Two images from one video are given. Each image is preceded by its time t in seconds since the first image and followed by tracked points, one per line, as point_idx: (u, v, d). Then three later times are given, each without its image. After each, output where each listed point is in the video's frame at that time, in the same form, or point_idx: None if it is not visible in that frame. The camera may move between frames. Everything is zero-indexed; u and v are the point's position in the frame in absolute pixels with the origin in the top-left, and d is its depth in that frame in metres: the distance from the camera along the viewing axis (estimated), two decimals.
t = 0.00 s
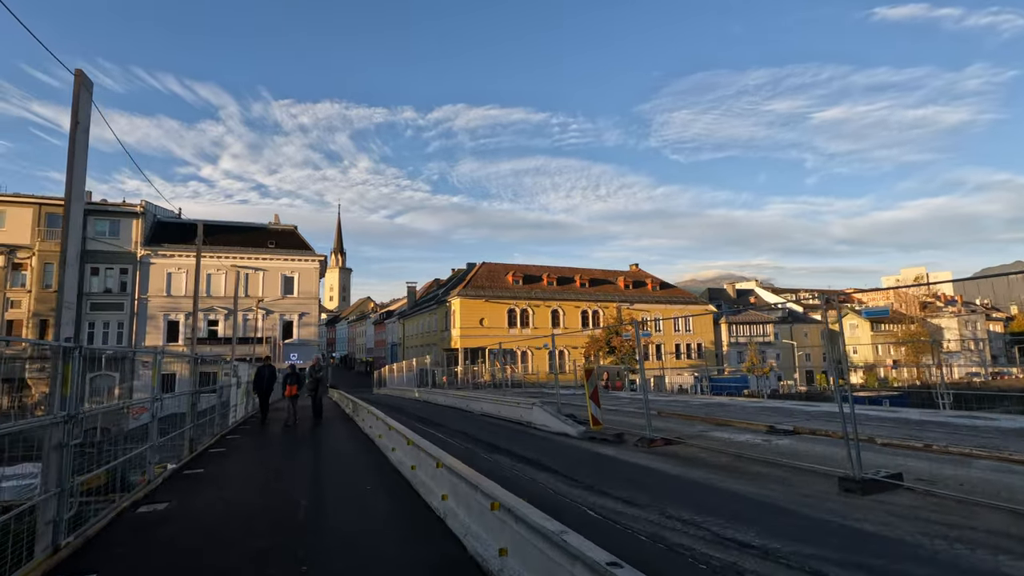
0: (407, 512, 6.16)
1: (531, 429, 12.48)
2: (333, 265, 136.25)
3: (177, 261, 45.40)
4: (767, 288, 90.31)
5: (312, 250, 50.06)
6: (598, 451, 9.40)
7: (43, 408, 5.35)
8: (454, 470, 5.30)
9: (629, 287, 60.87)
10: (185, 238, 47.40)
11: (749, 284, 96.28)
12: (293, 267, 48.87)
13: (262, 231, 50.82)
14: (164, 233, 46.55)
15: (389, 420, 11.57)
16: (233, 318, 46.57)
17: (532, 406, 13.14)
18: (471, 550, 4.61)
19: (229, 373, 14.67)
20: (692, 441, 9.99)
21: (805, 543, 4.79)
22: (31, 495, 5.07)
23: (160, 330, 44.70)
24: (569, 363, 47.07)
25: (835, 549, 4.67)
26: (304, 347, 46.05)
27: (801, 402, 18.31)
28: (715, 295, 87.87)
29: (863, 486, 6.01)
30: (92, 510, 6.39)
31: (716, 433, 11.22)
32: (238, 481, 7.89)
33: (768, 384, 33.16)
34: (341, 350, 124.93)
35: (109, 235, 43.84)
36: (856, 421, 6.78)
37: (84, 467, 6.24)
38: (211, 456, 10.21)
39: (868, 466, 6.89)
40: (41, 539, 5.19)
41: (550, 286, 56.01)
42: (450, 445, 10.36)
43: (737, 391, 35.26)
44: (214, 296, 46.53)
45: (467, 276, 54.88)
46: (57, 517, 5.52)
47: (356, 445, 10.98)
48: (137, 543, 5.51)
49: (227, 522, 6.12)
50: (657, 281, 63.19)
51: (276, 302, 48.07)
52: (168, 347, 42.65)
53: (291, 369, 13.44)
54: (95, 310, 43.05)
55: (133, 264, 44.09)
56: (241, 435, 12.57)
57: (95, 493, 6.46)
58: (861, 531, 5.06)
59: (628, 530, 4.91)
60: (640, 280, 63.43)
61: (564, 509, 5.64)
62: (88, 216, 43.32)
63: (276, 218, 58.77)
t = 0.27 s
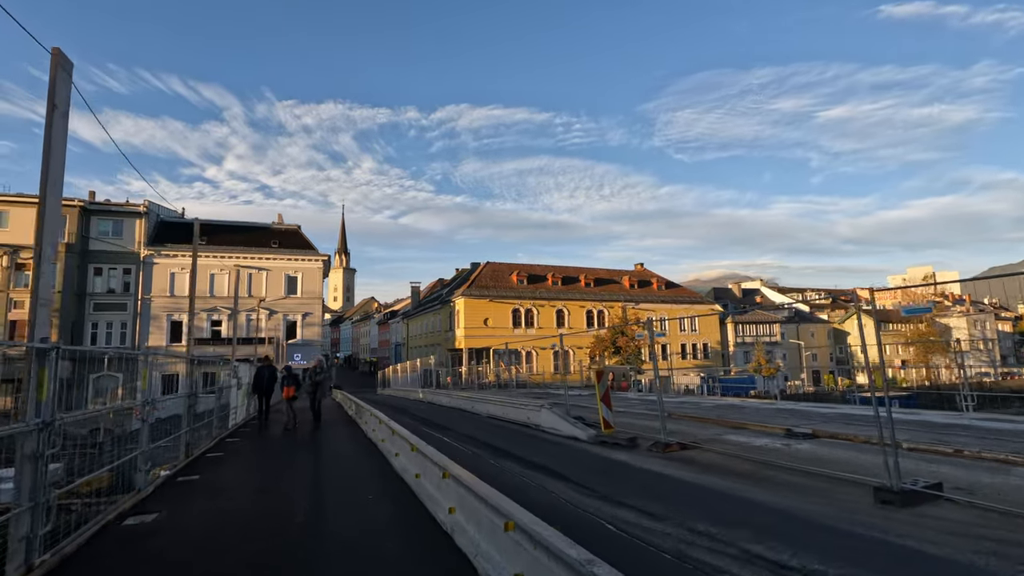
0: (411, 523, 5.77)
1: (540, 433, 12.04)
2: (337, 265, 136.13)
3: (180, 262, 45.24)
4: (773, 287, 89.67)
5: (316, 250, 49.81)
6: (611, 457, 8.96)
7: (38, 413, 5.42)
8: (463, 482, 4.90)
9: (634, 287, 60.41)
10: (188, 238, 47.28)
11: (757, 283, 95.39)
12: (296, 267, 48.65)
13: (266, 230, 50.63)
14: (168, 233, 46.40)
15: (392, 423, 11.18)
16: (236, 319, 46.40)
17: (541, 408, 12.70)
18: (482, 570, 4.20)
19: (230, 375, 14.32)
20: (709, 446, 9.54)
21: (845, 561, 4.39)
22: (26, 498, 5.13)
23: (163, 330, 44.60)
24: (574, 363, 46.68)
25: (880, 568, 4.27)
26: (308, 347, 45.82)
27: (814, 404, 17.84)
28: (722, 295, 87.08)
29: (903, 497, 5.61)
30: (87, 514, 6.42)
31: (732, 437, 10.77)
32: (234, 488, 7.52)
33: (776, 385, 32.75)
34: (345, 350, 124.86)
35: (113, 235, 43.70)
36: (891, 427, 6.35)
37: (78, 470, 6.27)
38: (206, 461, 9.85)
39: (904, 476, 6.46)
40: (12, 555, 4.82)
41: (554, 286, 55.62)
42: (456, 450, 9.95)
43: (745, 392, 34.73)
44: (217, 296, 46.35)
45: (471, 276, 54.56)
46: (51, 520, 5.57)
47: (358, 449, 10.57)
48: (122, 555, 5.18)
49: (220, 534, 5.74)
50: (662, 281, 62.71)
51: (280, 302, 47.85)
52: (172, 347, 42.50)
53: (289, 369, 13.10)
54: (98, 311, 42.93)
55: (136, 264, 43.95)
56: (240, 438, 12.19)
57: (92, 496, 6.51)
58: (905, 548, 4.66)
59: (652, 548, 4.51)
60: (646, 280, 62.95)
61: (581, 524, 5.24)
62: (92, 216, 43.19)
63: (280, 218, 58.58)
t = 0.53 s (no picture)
0: (416, 533, 5.37)
1: (548, 435, 11.63)
2: (341, 266, 136.04)
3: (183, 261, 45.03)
4: (778, 287, 89.09)
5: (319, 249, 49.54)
6: (624, 460, 8.56)
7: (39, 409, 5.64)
8: (472, 492, 4.51)
9: (639, 286, 59.96)
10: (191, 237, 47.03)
11: (761, 282, 94.80)
12: (299, 266, 48.38)
13: (269, 230, 50.37)
14: (170, 233, 46.20)
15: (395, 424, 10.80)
16: (239, 319, 46.17)
17: (548, 409, 12.28)
18: None
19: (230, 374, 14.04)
20: (727, 449, 9.08)
21: None
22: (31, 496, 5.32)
23: (166, 330, 44.38)
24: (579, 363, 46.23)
25: None
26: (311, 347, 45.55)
27: (826, 404, 17.41)
28: (726, 294, 86.55)
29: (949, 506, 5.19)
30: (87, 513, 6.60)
31: (747, 439, 10.33)
32: (228, 494, 7.15)
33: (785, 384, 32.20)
34: (349, 350, 124.75)
35: (115, 235, 43.51)
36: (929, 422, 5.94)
37: (77, 469, 6.44)
38: (201, 465, 9.50)
39: (944, 482, 6.03)
40: None
41: (558, 285, 55.23)
42: (462, 452, 9.56)
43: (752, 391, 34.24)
44: (220, 296, 46.10)
45: (475, 275, 54.21)
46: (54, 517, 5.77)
47: (359, 452, 10.21)
48: (104, 567, 4.79)
49: (210, 544, 5.34)
50: (667, 280, 62.25)
51: (282, 302, 47.59)
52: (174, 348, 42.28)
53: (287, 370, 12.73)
54: (101, 311, 42.73)
55: (139, 264, 43.74)
56: (238, 441, 11.89)
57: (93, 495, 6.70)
58: (959, 563, 4.26)
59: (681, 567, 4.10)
60: (651, 279, 62.48)
61: (599, 538, 4.82)
62: (94, 215, 42.99)
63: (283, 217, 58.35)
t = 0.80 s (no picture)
0: (420, 553, 4.98)
1: (557, 439, 11.20)
2: (344, 266, 135.84)
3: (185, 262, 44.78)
4: (784, 286, 88.49)
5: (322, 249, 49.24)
6: (639, 469, 8.15)
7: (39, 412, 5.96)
8: (483, 512, 4.12)
9: (644, 285, 59.47)
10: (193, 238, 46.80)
11: (767, 281, 94.06)
12: (302, 266, 48.07)
13: (271, 230, 50.11)
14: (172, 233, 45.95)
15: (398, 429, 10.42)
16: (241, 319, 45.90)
17: (557, 413, 11.85)
18: None
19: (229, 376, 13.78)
20: (748, 456, 8.64)
21: None
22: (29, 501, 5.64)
23: (168, 331, 44.16)
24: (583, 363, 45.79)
25: None
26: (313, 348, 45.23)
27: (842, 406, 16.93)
28: (731, 293, 85.91)
29: (1003, 526, 4.77)
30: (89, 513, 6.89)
31: (766, 444, 9.89)
32: (221, 506, 6.79)
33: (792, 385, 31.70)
34: (352, 351, 124.56)
35: (117, 235, 43.28)
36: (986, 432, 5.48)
37: (78, 470, 6.71)
38: (196, 472, 9.18)
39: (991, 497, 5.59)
40: None
41: (562, 285, 54.79)
42: (468, 459, 9.16)
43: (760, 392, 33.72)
44: (222, 296, 45.81)
45: (479, 275, 53.81)
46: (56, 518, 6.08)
47: (361, 460, 9.82)
48: None
49: (199, 564, 4.97)
50: (672, 279, 61.73)
51: (285, 302, 47.29)
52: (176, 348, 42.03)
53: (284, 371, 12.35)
54: (102, 312, 42.51)
55: (141, 264, 43.51)
56: (235, 446, 11.56)
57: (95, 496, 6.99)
58: None
59: None
60: (656, 279, 61.97)
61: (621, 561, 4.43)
62: (95, 216, 42.76)
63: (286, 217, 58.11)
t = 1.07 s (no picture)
0: (422, 565, 4.59)
1: (564, 440, 10.80)
2: (347, 266, 135.67)
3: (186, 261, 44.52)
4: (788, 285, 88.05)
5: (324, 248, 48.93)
6: (654, 473, 7.72)
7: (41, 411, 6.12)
8: (490, 523, 3.74)
9: (648, 285, 59.06)
10: (195, 237, 46.57)
11: (771, 280, 93.39)
12: (304, 265, 47.77)
13: (273, 229, 49.83)
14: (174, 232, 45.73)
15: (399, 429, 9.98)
16: (243, 319, 45.61)
17: (564, 413, 11.44)
18: None
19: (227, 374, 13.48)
20: (767, 459, 8.22)
21: None
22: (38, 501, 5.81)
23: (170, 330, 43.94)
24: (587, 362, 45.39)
25: None
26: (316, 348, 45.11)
27: (855, 406, 16.47)
28: (735, 292, 85.33)
29: None
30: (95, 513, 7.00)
31: (783, 446, 9.48)
32: (212, 510, 6.42)
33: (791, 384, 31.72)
34: (355, 351, 124.42)
35: (118, 234, 43.08)
36: None
37: (77, 470, 6.79)
38: (188, 475, 8.83)
39: None
40: None
41: (566, 284, 54.43)
42: (473, 461, 8.70)
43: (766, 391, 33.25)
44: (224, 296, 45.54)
45: (482, 274, 53.48)
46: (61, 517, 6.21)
47: (360, 463, 9.37)
48: None
49: None
50: (676, 278, 61.30)
51: (287, 301, 46.99)
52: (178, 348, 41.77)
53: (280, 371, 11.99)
54: (103, 311, 42.28)
55: (142, 263, 43.29)
56: (231, 447, 11.21)
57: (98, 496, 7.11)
58: None
59: None
60: (660, 278, 61.56)
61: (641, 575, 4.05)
62: (97, 215, 42.55)
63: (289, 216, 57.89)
